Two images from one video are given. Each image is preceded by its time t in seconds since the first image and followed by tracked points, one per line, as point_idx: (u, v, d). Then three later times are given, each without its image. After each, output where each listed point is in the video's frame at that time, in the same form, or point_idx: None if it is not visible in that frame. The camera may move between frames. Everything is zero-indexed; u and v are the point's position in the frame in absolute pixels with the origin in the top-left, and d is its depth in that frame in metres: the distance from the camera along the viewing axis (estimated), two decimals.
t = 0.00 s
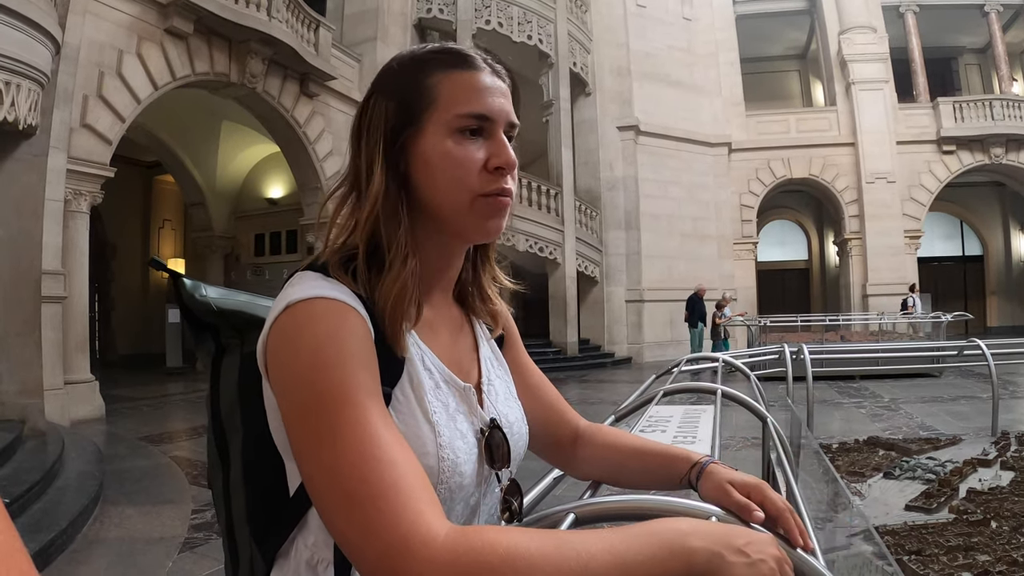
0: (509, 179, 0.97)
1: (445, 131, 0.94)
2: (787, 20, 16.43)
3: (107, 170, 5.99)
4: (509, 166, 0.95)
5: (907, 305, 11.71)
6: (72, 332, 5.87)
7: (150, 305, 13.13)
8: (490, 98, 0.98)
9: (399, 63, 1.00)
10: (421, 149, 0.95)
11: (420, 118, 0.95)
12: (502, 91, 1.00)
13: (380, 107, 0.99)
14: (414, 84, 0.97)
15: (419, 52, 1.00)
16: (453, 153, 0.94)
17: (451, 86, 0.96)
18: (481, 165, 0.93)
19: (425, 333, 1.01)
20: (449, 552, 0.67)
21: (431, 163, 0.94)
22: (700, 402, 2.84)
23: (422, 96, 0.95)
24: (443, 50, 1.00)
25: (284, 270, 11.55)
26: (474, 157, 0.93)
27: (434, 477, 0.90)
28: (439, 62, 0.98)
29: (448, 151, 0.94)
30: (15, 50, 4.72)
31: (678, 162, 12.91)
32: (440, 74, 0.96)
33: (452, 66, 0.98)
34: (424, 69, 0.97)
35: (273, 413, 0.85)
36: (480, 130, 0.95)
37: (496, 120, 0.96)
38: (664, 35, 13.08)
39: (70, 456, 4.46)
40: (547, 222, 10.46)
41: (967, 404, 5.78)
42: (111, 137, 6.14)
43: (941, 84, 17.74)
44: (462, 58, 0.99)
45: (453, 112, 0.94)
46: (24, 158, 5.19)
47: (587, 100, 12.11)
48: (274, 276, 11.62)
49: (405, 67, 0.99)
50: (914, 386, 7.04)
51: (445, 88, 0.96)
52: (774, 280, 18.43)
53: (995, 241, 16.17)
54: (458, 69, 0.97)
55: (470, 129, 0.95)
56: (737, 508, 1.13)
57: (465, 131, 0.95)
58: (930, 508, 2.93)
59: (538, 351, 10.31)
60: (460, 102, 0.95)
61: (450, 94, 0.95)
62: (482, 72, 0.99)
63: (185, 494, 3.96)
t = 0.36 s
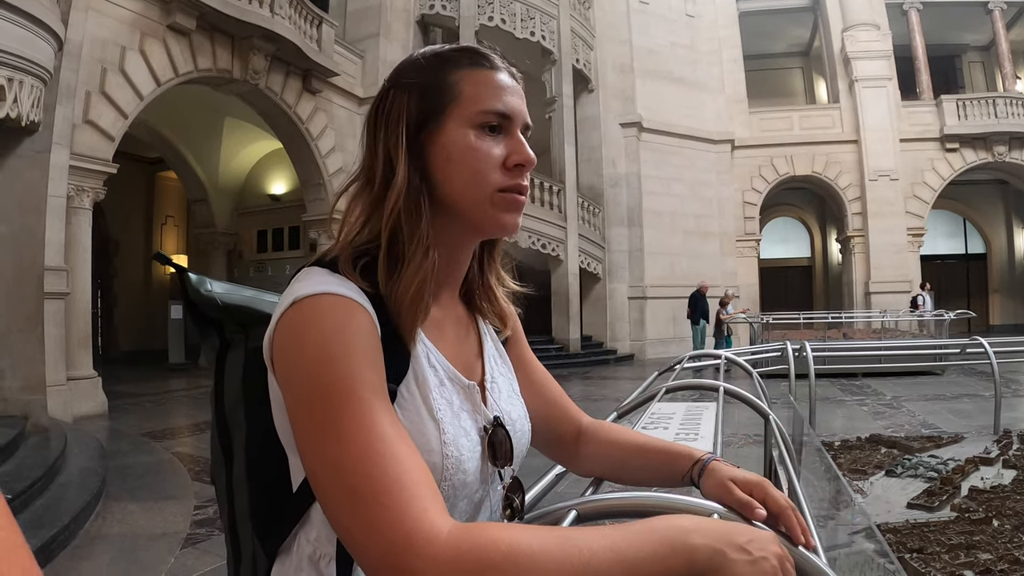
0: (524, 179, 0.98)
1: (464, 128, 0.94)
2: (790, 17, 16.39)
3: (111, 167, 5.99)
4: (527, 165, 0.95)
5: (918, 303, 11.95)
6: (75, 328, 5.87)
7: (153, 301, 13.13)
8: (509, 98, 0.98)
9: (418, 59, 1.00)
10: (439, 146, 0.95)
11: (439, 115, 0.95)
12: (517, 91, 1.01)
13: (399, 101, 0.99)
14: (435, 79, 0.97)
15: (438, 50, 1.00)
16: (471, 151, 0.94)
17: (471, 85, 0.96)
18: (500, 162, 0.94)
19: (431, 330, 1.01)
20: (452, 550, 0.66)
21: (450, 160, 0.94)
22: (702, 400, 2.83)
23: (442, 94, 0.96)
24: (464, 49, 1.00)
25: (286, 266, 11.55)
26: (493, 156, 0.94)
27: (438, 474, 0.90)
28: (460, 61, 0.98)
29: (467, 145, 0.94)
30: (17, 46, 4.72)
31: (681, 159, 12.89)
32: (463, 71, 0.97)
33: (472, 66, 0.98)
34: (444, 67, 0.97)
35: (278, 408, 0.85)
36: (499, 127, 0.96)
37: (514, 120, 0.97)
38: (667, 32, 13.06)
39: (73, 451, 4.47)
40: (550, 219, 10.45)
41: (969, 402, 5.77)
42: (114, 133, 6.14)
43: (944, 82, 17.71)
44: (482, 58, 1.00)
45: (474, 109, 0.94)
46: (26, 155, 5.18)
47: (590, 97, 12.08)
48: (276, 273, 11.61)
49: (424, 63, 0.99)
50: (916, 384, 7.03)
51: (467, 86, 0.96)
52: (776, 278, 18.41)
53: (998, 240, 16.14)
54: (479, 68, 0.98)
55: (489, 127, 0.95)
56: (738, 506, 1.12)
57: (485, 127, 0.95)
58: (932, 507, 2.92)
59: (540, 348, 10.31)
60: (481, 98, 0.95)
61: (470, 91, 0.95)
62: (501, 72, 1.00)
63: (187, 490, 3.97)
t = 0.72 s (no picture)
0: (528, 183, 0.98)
1: (471, 130, 0.94)
2: (790, 18, 16.40)
3: (110, 169, 5.99)
4: (532, 167, 0.95)
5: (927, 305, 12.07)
6: (75, 330, 5.87)
7: (153, 303, 13.12)
8: (514, 101, 0.99)
9: (423, 63, 1.00)
10: (444, 148, 0.95)
11: (445, 117, 0.95)
12: (521, 96, 1.01)
13: (403, 105, 0.99)
14: (440, 84, 0.97)
15: (443, 54, 1.00)
16: (477, 153, 0.94)
17: (477, 89, 0.97)
18: (506, 166, 0.94)
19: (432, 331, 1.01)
20: (453, 552, 0.66)
21: (457, 163, 0.95)
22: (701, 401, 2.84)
23: (448, 97, 0.96)
24: (469, 53, 1.00)
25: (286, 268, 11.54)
26: (499, 159, 0.94)
27: (439, 475, 0.90)
28: (466, 65, 0.99)
29: (473, 150, 0.94)
30: (17, 48, 4.73)
31: (680, 160, 12.90)
32: (469, 76, 0.97)
33: (477, 70, 0.99)
34: (450, 71, 0.98)
35: (278, 410, 0.85)
36: (505, 132, 0.96)
37: (519, 125, 0.97)
38: (666, 33, 13.06)
39: (73, 453, 4.46)
40: (550, 220, 10.45)
41: (969, 403, 5.77)
42: (113, 134, 6.13)
43: (943, 83, 17.72)
44: (487, 61, 1.00)
45: (480, 114, 0.95)
46: (26, 156, 5.20)
47: (589, 98, 12.10)
48: (276, 275, 11.61)
49: (429, 67, 0.99)
50: (915, 385, 7.04)
51: (472, 90, 0.97)
52: (776, 279, 18.42)
53: (997, 240, 16.14)
54: (484, 73, 0.98)
55: (495, 130, 0.95)
56: (737, 506, 1.12)
57: (492, 131, 0.95)
58: (932, 507, 2.93)
59: (540, 350, 10.31)
60: (487, 104, 0.96)
61: (476, 97, 0.96)
62: (504, 78, 1.00)
63: (187, 491, 3.96)
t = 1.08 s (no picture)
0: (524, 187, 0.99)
1: (468, 136, 0.95)
2: (786, 20, 16.44)
3: (108, 172, 5.98)
4: (526, 173, 0.96)
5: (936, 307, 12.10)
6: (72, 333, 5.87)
7: (151, 306, 13.12)
8: (509, 106, 1.00)
9: (419, 68, 1.00)
10: (443, 151, 0.95)
11: (442, 122, 0.95)
12: (516, 101, 1.02)
13: (400, 108, 0.98)
14: (437, 88, 0.97)
15: (438, 58, 1.00)
16: (474, 158, 0.94)
17: (474, 93, 0.97)
18: (502, 170, 0.95)
19: (431, 332, 1.01)
20: (450, 553, 0.66)
21: (455, 166, 0.95)
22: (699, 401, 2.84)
23: (445, 102, 0.96)
24: (464, 58, 1.01)
25: (283, 270, 11.54)
26: (495, 163, 0.94)
27: (437, 475, 0.90)
28: (462, 69, 0.99)
29: (470, 154, 0.94)
30: (14, 52, 4.74)
31: (678, 161, 12.92)
32: (465, 81, 0.97)
33: (473, 74, 0.99)
34: (446, 75, 0.98)
35: (275, 412, 0.85)
36: (500, 136, 0.96)
37: (513, 129, 0.98)
38: (663, 35, 13.08)
39: (70, 457, 4.45)
40: (547, 222, 10.46)
41: (966, 403, 5.78)
42: (110, 138, 6.12)
43: (939, 83, 17.75)
44: (482, 66, 1.01)
45: (477, 118, 0.95)
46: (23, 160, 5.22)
47: (586, 100, 12.12)
48: (273, 278, 11.60)
49: (425, 72, 0.99)
50: (913, 385, 7.05)
51: (468, 94, 0.97)
52: (773, 280, 18.44)
53: (994, 240, 16.17)
54: (480, 77, 0.99)
55: (490, 135, 0.96)
56: (734, 507, 1.12)
57: (487, 136, 0.96)
58: (930, 507, 2.93)
59: (537, 351, 10.31)
60: (483, 108, 0.96)
61: (473, 100, 0.96)
62: (499, 82, 1.01)
63: (185, 495, 3.95)
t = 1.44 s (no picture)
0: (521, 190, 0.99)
1: (467, 138, 0.94)
2: (784, 19, 16.44)
3: (107, 173, 5.97)
4: (524, 175, 0.96)
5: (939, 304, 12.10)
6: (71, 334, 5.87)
7: (150, 308, 13.13)
8: (507, 109, 1.00)
9: (417, 68, 0.99)
10: (442, 154, 0.95)
11: (441, 124, 0.95)
12: (513, 103, 1.02)
13: (398, 108, 0.97)
14: (436, 90, 0.96)
15: (436, 59, 1.00)
16: (474, 160, 0.94)
17: (472, 95, 0.97)
18: (501, 172, 0.95)
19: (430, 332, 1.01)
20: (449, 553, 0.66)
21: (455, 168, 0.94)
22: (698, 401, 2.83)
23: (445, 103, 0.96)
24: (462, 59, 1.00)
25: (282, 271, 11.53)
26: (494, 165, 0.95)
27: (437, 476, 0.90)
28: (460, 71, 0.98)
29: (470, 155, 0.94)
30: (15, 54, 4.75)
31: (676, 161, 12.94)
32: (464, 83, 0.97)
33: (471, 76, 0.99)
34: (445, 77, 0.97)
35: (274, 412, 0.85)
36: (499, 138, 0.97)
37: (510, 132, 0.98)
38: (662, 35, 13.09)
39: (69, 458, 4.45)
40: (546, 221, 10.45)
41: (965, 401, 5.78)
42: (109, 139, 6.11)
43: (938, 82, 17.75)
44: (480, 68, 1.01)
45: (476, 120, 0.95)
46: (21, 161, 5.25)
47: (585, 100, 12.12)
48: (272, 278, 11.60)
49: (424, 73, 0.98)
50: (912, 384, 7.06)
51: (467, 97, 0.96)
52: (772, 279, 18.46)
53: (993, 239, 16.18)
54: (479, 79, 0.99)
55: (490, 138, 0.96)
56: (734, 505, 1.12)
57: (486, 138, 0.96)
58: (929, 505, 2.93)
59: (536, 351, 10.31)
60: (481, 111, 0.96)
61: (472, 102, 0.96)
62: (497, 84, 1.01)
63: (185, 495, 3.95)
